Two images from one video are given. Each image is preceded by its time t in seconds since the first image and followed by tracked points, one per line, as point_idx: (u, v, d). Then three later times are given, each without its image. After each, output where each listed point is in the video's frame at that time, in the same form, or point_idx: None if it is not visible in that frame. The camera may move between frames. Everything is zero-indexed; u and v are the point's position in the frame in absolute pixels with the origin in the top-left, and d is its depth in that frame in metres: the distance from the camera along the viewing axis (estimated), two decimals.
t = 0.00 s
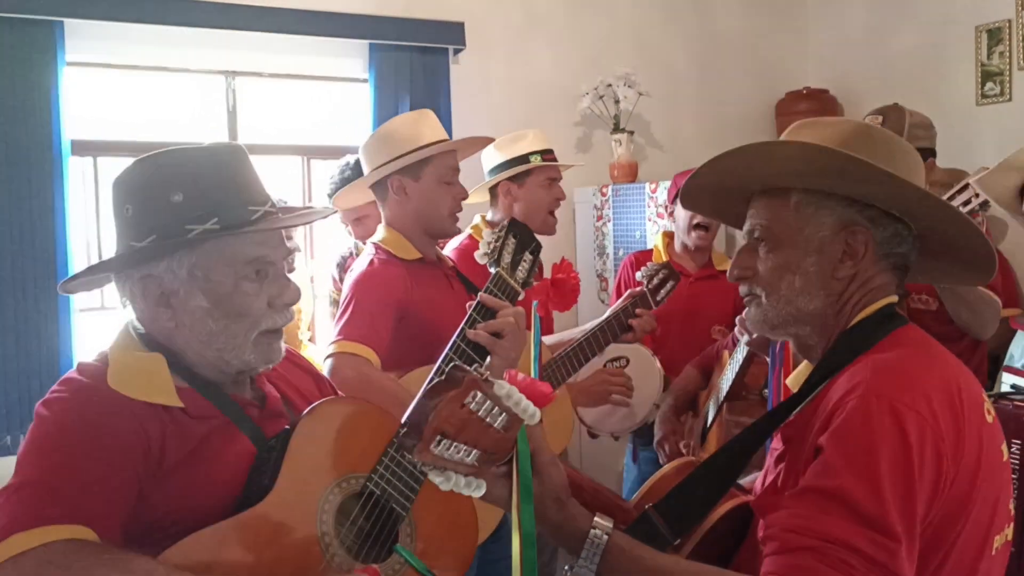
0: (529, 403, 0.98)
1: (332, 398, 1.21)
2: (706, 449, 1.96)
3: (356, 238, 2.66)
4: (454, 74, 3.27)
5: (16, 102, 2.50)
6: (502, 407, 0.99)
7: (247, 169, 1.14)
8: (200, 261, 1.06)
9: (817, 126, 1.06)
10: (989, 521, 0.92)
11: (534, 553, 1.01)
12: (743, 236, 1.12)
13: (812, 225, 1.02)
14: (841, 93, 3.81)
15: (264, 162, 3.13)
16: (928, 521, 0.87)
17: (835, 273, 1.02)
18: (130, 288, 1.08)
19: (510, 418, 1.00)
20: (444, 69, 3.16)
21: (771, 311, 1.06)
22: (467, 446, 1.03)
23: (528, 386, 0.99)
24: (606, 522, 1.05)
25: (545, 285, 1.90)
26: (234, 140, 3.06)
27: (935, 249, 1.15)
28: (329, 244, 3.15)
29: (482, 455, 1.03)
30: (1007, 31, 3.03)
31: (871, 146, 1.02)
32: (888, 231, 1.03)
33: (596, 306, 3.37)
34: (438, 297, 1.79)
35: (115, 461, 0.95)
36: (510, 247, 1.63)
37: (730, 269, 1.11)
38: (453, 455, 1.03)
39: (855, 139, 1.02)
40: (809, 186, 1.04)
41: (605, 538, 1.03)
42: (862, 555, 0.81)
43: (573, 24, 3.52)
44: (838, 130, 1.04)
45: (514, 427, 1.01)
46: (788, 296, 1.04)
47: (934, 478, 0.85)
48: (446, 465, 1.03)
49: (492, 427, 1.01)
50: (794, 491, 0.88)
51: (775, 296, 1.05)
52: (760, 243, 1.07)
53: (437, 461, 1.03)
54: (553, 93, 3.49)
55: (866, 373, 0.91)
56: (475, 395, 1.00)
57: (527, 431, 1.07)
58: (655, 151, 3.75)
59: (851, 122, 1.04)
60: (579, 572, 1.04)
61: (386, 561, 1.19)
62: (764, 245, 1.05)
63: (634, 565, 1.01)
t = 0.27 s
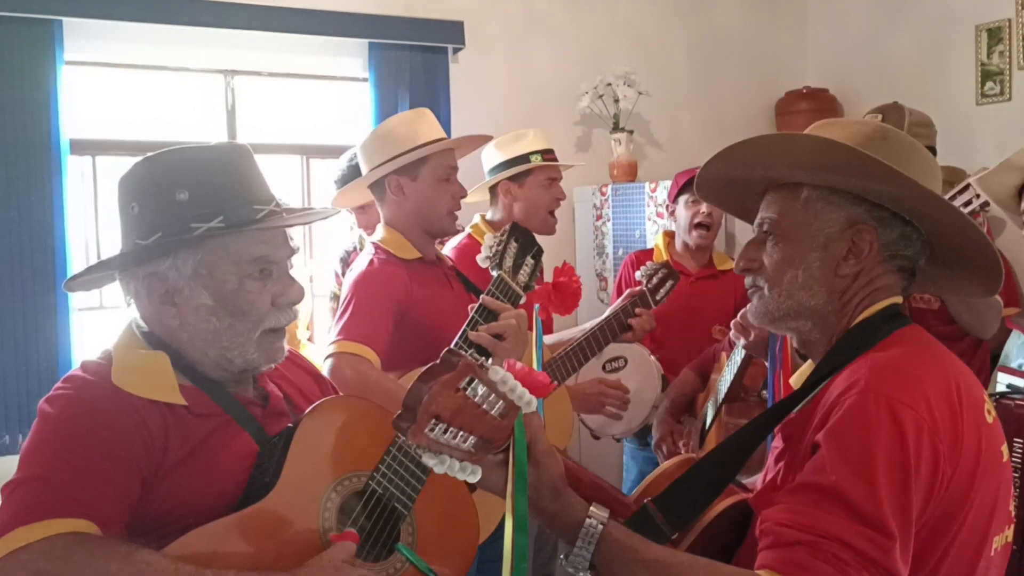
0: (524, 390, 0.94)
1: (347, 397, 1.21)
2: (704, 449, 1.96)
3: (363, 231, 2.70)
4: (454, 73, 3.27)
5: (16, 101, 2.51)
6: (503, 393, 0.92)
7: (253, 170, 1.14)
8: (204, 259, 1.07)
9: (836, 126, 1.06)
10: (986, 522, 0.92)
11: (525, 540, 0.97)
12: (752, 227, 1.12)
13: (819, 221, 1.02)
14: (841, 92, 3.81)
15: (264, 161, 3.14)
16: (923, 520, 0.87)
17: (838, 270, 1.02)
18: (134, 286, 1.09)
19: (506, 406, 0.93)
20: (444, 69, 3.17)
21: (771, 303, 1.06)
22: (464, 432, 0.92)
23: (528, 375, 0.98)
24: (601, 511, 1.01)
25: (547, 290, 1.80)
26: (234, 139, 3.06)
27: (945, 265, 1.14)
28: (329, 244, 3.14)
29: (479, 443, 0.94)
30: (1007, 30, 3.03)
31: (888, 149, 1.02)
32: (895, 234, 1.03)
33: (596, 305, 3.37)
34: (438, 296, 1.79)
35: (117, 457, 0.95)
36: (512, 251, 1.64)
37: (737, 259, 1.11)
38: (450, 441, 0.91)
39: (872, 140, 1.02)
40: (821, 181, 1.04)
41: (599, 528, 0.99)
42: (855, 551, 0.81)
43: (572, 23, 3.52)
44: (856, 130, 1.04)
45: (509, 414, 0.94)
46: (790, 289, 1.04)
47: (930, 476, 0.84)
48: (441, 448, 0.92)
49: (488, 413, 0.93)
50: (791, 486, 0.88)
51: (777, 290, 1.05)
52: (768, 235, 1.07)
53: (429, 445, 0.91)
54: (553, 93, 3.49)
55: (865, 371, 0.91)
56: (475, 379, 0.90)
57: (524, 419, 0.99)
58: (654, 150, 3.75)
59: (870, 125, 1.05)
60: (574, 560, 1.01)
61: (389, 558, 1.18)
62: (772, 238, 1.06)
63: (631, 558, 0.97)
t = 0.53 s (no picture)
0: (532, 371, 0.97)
1: (358, 395, 1.21)
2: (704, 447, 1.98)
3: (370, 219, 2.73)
4: (454, 72, 3.27)
5: (16, 100, 2.51)
6: (510, 369, 0.95)
7: (262, 166, 1.15)
8: (214, 255, 1.07)
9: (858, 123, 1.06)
10: (989, 519, 0.92)
11: (529, 521, 0.96)
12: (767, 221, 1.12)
13: (833, 218, 1.02)
14: (841, 91, 3.82)
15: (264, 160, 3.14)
16: (925, 518, 0.88)
17: (848, 268, 1.02)
18: (145, 282, 1.09)
19: (513, 385, 0.96)
20: (444, 67, 3.17)
21: (781, 297, 1.06)
22: (467, 408, 0.94)
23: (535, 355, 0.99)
24: (602, 496, 0.98)
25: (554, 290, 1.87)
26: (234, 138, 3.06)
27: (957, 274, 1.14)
28: (329, 243, 3.14)
29: (485, 421, 0.96)
30: (1008, 29, 3.04)
31: (907, 150, 1.01)
32: (908, 235, 1.03)
33: (597, 304, 3.38)
34: (439, 296, 1.80)
35: (128, 449, 0.96)
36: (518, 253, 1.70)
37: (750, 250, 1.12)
38: (455, 417, 0.94)
39: (893, 140, 1.02)
40: (838, 178, 1.04)
41: (601, 513, 0.96)
42: (856, 545, 0.81)
43: (573, 22, 3.53)
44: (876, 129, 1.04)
45: (516, 395, 0.97)
46: (799, 284, 1.04)
47: (934, 473, 0.85)
48: (447, 423, 0.94)
49: (493, 391, 0.95)
50: (794, 479, 0.89)
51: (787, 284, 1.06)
52: (782, 229, 1.07)
53: (435, 418, 0.93)
54: (553, 91, 3.50)
55: (871, 368, 0.91)
56: (482, 356, 0.93)
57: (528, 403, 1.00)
58: (655, 149, 3.76)
59: (893, 124, 1.04)
60: (573, 544, 0.96)
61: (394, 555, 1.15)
62: (786, 232, 1.06)
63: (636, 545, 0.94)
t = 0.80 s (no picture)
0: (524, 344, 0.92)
1: (364, 390, 1.22)
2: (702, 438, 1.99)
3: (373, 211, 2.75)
4: (455, 70, 3.28)
5: (16, 98, 2.52)
6: (501, 344, 0.90)
7: (274, 164, 1.16)
8: (228, 250, 1.08)
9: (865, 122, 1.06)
10: (990, 524, 0.92)
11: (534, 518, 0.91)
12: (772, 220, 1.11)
13: (844, 217, 1.02)
14: (842, 89, 3.82)
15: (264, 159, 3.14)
16: (927, 518, 0.88)
17: (860, 268, 1.02)
18: (160, 276, 1.11)
19: (506, 360, 0.91)
20: (445, 66, 3.18)
21: (789, 297, 1.06)
22: (463, 381, 0.89)
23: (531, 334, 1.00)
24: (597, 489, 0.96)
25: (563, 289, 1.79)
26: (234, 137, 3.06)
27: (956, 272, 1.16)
28: (330, 242, 3.15)
29: (478, 397, 0.91)
30: (1009, 27, 3.04)
31: (917, 149, 1.02)
32: (918, 234, 1.03)
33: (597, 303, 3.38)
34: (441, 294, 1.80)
35: (141, 442, 0.97)
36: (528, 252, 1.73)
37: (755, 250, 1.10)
38: (447, 387, 0.89)
39: (903, 138, 1.03)
40: (849, 177, 1.03)
41: (594, 506, 0.94)
42: (853, 544, 0.82)
43: (573, 20, 3.53)
44: (885, 128, 1.04)
45: (509, 369, 0.91)
46: (809, 284, 1.04)
47: (937, 474, 0.85)
48: (439, 393, 0.88)
49: (487, 364, 0.90)
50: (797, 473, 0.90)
51: (796, 284, 1.05)
52: (790, 228, 1.06)
53: (425, 386, 0.87)
54: (554, 90, 3.50)
55: (878, 365, 0.92)
56: (471, 322, 0.88)
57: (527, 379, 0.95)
58: (656, 147, 3.76)
59: (900, 124, 1.05)
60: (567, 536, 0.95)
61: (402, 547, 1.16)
62: (795, 232, 1.05)
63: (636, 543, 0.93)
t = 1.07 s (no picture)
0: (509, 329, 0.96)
1: (376, 389, 1.22)
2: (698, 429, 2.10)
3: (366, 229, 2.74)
4: (456, 69, 3.30)
5: (18, 96, 2.54)
6: (485, 326, 0.94)
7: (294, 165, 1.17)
8: (245, 247, 1.10)
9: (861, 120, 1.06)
10: (996, 525, 0.93)
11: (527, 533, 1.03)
12: (771, 223, 1.11)
13: (849, 221, 1.02)
14: (843, 89, 3.84)
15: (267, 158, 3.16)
16: (930, 524, 0.89)
17: (866, 271, 1.02)
18: (179, 272, 1.13)
19: (492, 345, 0.96)
20: (446, 65, 3.19)
21: (796, 303, 1.06)
22: (450, 363, 0.93)
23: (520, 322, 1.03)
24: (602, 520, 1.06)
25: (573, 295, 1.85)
26: (236, 136, 3.08)
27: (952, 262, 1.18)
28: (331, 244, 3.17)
29: (467, 380, 0.95)
30: (1010, 27, 3.06)
31: (917, 148, 1.03)
32: (922, 233, 1.04)
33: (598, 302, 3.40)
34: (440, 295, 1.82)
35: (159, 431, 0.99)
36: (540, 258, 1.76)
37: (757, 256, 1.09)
38: (431, 367, 0.91)
39: (902, 137, 1.03)
40: (850, 179, 1.02)
41: (601, 536, 1.04)
42: (847, 561, 0.85)
43: (575, 20, 3.55)
44: (883, 127, 1.04)
45: (496, 355, 0.96)
46: (816, 290, 1.04)
47: (938, 484, 0.86)
48: (423, 373, 0.91)
49: (471, 348, 0.94)
50: (803, 484, 0.91)
51: (802, 290, 1.05)
52: (793, 233, 1.05)
53: (410, 367, 0.90)
54: (555, 90, 3.52)
55: (877, 371, 0.92)
56: (455, 302, 0.91)
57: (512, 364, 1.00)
58: (657, 147, 3.78)
59: (896, 119, 1.06)
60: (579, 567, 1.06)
61: (408, 544, 1.19)
62: (798, 237, 1.05)
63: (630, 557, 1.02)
